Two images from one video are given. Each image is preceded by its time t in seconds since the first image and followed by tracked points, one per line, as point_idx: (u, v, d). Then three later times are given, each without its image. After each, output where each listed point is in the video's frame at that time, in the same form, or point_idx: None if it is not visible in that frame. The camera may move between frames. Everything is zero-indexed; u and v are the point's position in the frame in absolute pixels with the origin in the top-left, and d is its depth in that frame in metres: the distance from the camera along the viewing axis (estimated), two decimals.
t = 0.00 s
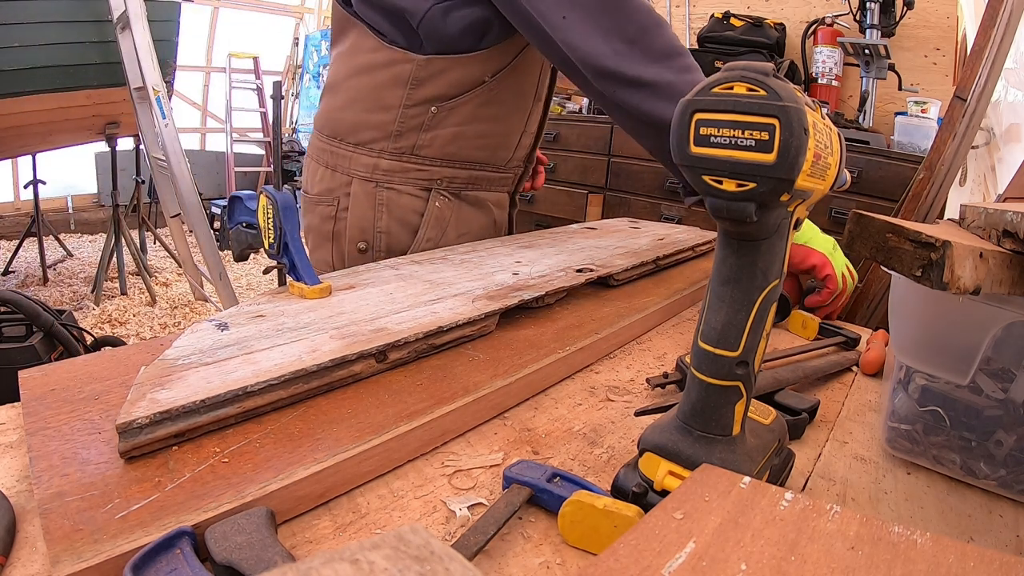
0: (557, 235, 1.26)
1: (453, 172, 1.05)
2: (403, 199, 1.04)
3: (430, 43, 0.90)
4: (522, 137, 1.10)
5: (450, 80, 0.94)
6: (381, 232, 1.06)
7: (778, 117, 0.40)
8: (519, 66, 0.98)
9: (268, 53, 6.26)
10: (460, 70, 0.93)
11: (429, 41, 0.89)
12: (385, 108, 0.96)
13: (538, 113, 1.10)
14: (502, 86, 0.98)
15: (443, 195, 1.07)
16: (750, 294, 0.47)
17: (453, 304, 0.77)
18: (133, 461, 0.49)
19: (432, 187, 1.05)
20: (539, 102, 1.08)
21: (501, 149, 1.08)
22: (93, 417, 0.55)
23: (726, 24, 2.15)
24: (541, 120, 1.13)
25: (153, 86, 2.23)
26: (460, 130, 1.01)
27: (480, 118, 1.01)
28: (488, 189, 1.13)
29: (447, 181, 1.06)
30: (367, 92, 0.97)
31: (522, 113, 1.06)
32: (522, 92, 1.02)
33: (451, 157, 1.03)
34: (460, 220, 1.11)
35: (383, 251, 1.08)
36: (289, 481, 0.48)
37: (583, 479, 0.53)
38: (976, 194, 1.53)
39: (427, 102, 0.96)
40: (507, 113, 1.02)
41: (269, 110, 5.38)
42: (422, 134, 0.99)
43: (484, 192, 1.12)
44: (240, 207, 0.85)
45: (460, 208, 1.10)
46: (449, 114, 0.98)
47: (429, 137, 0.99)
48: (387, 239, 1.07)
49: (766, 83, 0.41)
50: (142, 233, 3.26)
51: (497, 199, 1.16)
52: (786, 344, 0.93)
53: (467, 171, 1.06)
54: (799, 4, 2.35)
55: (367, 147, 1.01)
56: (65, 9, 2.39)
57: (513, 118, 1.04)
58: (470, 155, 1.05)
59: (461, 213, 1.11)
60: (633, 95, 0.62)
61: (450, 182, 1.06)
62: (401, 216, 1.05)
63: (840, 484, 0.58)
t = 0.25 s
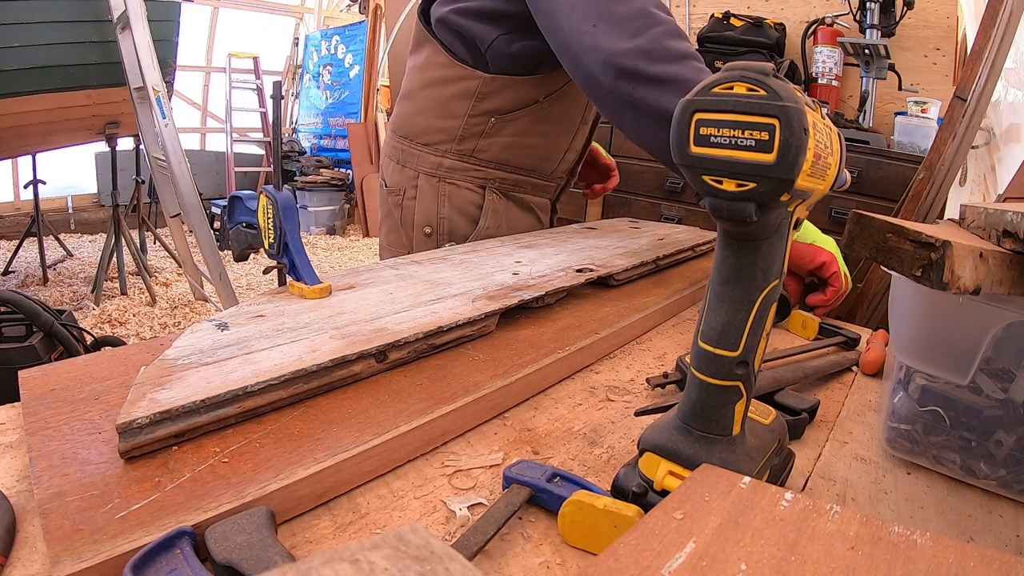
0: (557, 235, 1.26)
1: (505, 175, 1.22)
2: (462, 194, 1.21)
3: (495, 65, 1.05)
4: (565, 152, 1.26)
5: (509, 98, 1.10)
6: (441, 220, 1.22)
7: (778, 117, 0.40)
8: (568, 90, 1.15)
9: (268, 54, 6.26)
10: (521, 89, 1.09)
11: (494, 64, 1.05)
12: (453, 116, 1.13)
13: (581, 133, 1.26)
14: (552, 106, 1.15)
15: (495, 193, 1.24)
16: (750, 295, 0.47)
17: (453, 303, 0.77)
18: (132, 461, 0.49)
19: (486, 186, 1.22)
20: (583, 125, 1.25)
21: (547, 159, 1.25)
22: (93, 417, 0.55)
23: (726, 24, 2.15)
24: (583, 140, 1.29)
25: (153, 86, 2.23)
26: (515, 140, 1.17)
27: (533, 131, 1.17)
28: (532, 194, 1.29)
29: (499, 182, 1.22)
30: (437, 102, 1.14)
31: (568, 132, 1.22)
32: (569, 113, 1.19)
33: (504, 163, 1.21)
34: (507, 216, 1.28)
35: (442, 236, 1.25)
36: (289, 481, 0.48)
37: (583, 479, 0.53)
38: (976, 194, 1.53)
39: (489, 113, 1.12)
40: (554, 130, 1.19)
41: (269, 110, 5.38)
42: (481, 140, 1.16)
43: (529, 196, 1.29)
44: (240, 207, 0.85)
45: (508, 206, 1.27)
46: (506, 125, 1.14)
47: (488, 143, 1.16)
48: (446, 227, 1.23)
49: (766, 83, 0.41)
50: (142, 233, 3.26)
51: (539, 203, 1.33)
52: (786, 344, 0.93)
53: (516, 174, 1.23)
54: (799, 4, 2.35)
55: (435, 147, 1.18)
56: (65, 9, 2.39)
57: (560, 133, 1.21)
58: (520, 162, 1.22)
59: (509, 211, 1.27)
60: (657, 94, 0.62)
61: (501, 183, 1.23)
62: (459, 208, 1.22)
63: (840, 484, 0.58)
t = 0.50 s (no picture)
0: (557, 235, 1.26)
1: (497, 155, 1.32)
2: (454, 166, 1.34)
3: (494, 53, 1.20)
4: (563, 144, 1.34)
5: (502, 82, 1.23)
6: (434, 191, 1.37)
7: (778, 117, 0.40)
8: (565, 81, 1.23)
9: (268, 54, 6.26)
10: (514, 76, 1.22)
11: (491, 48, 1.19)
12: (452, 96, 1.28)
13: (583, 129, 1.32)
14: (547, 95, 1.24)
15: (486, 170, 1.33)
16: (750, 295, 0.47)
17: (453, 303, 0.77)
18: (132, 461, 0.49)
19: (478, 163, 1.32)
20: (583, 119, 1.30)
21: (543, 149, 1.34)
22: (93, 417, 0.55)
23: (726, 24, 2.15)
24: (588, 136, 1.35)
25: (153, 86, 2.22)
26: (507, 122, 1.28)
27: (525, 116, 1.26)
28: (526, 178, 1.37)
29: (490, 160, 1.32)
30: (444, 86, 1.30)
31: (566, 123, 1.29)
32: (566, 105, 1.27)
33: (498, 143, 1.31)
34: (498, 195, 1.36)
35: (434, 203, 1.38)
36: (289, 481, 0.48)
37: (582, 479, 0.53)
38: (976, 194, 1.53)
39: (482, 96, 1.25)
40: (549, 119, 1.27)
41: (269, 110, 5.38)
42: (474, 118, 1.28)
43: (523, 179, 1.37)
44: (240, 207, 0.85)
45: (499, 185, 1.35)
46: (499, 108, 1.26)
47: (479, 122, 1.28)
48: (438, 196, 1.36)
49: (766, 83, 0.41)
50: (142, 233, 3.26)
51: (536, 191, 1.40)
52: (786, 344, 0.93)
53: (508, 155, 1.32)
54: (799, 4, 2.35)
55: (437, 123, 1.34)
56: (65, 9, 2.39)
57: (555, 123, 1.29)
58: (513, 145, 1.31)
59: (500, 190, 1.35)
60: (625, 88, 0.74)
61: (492, 161, 1.32)
62: (449, 178, 1.34)
63: (839, 484, 0.58)
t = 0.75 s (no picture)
0: (557, 235, 1.26)
1: (490, 161, 1.39)
2: (450, 169, 1.44)
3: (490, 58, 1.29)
4: (556, 151, 1.39)
5: (495, 89, 1.31)
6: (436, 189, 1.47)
7: (778, 117, 0.40)
8: (556, 87, 1.28)
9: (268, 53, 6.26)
10: (506, 82, 1.30)
11: (488, 54, 1.29)
12: (452, 102, 1.38)
13: (576, 134, 1.38)
14: (537, 102, 1.30)
15: (480, 175, 1.42)
16: (751, 294, 0.47)
17: (453, 303, 0.77)
18: (133, 461, 0.49)
19: (473, 167, 1.41)
20: (574, 126, 1.36)
21: (535, 154, 1.40)
22: (93, 417, 0.55)
23: (726, 24, 2.16)
24: (582, 143, 1.41)
25: (153, 86, 2.22)
26: (499, 129, 1.36)
27: (515, 123, 1.34)
28: (521, 184, 1.43)
29: (484, 166, 1.40)
30: (448, 94, 1.40)
31: (557, 129, 1.35)
32: (559, 111, 1.32)
33: (491, 150, 1.39)
34: (491, 198, 1.44)
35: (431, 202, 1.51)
36: (289, 481, 0.48)
37: (582, 479, 0.53)
38: (976, 194, 1.53)
39: (478, 103, 1.34)
40: (540, 125, 1.34)
41: (269, 110, 5.38)
42: (469, 124, 1.38)
43: (517, 185, 1.43)
44: (240, 207, 0.85)
45: (491, 189, 1.43)
46: (492, 114, 1.35)
47: (475, 128, 1.37)
48: (435, 196, 1.49)
49: (766, 83, 0.41)
50: (142, 234, 3.26)
51: (532, 197, 1.46)
52: (786, 344, 0.93)
53: (500, 161, 1.39)
54: (799, 4, 2.34)
55: (440, 129, 1.45)
56: (64, 9, 2.39)
57: (545, 129, 1.35)
58: (505, 151, 1.38)
59: (492, 193, 1.43)
60: (609, 88, 0.83)
61: (486, 167, 1.40)
62: (445, 180, 1.45)
63: (839, 485, 0.58)
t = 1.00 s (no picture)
0: (557, 235, 1.26)
1: (489, 165, 1.39)
2: (451, 173, 1.46)
3: (489, 64, 1.30)
4: (555, 157, 1.37)
5: (492, 95, 1.32)
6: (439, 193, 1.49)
7: (778, 117, 0.40)
8: (551, 93, 1.28)
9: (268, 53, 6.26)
10: (503, 88, 1.30)
11: (486, 61, 1.30)
12: (454, 107, 1.40)
13: (573, 142, 1.36)
14: (533, 108, 1.30)
15: (479, 179, 1.42)
16: (750, 294, 0.47)
17: (453, 303, 0.77)
18: (133, 461, 0.49)
19: (473, 172, 1.42)
20: (571, 133, 1.34)
21: (534, 161, 1.38)
22: (93, 417, 0.55)
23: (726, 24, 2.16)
24: (581, 150, 1.38)
25: (153, 86, 2.22)
26: (497, 134, 1.36)
27: (512, 129, 1.34)
28: (520, 190, 1.41)
29: (483, 171, 1.40)
30: (452, 99, 1.42)
31: (553, 136, 1.34)
32: (555, 117, 1.31)
33: (489, 155, 1.39)
34: (489, 202, 1.44)
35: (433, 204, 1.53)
36: (289, 481, 0.48)
37: (582, 479, 0.53)
38: (976, 194, 1.53)
39: (477, 108, 1.36)
40: (536, 132, 1.33)
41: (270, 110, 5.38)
42: (469, 129, 1.39)
43: (516, 191, 1.42)
44: (240, 207, 0.85)
45: (490, 194, 1.42)
46: (491, 119, 1.35)
47: (475, 132, 1.38)
48: (438, 198, 1.50)
49: (766, 83, 0.41)
50: (142, 233, 3.26)
51: (532, 203, 1.44)
52: (786, 344, 0.93)
53: (499, 166, 1.39)
54: (800, 4, 2.34)
55: (445, 132, 1.46)
56: (64, 9, 2.39)
57: (541, 136, 1.34)
58: (504, 156, 1.38)
59: (491, 198, 1.43)
60: (596, 105, 0.93)
61: (486, 172, 1.40)
62: (446, 183, 1.47)
63: (839, 484, 0.58)
